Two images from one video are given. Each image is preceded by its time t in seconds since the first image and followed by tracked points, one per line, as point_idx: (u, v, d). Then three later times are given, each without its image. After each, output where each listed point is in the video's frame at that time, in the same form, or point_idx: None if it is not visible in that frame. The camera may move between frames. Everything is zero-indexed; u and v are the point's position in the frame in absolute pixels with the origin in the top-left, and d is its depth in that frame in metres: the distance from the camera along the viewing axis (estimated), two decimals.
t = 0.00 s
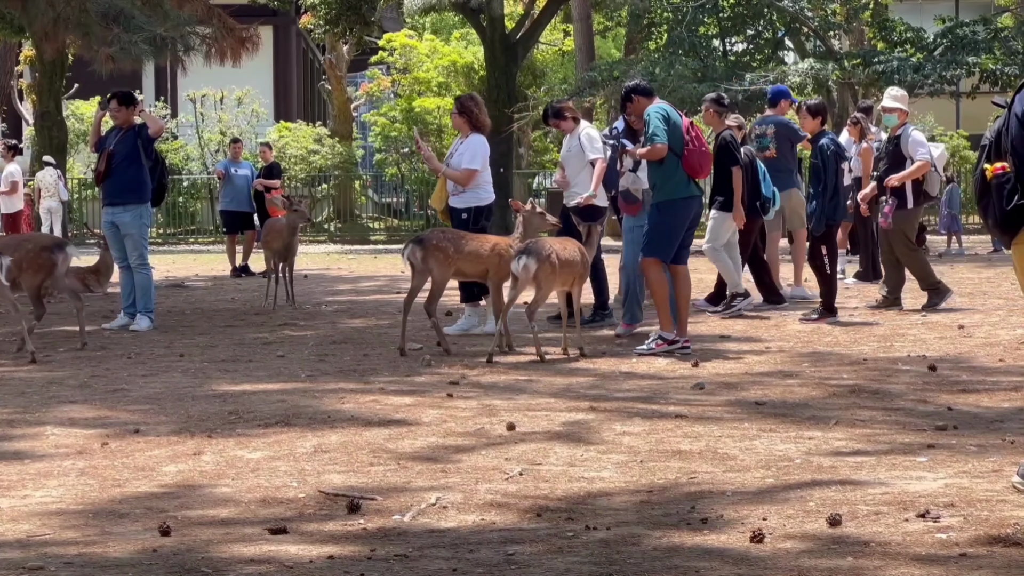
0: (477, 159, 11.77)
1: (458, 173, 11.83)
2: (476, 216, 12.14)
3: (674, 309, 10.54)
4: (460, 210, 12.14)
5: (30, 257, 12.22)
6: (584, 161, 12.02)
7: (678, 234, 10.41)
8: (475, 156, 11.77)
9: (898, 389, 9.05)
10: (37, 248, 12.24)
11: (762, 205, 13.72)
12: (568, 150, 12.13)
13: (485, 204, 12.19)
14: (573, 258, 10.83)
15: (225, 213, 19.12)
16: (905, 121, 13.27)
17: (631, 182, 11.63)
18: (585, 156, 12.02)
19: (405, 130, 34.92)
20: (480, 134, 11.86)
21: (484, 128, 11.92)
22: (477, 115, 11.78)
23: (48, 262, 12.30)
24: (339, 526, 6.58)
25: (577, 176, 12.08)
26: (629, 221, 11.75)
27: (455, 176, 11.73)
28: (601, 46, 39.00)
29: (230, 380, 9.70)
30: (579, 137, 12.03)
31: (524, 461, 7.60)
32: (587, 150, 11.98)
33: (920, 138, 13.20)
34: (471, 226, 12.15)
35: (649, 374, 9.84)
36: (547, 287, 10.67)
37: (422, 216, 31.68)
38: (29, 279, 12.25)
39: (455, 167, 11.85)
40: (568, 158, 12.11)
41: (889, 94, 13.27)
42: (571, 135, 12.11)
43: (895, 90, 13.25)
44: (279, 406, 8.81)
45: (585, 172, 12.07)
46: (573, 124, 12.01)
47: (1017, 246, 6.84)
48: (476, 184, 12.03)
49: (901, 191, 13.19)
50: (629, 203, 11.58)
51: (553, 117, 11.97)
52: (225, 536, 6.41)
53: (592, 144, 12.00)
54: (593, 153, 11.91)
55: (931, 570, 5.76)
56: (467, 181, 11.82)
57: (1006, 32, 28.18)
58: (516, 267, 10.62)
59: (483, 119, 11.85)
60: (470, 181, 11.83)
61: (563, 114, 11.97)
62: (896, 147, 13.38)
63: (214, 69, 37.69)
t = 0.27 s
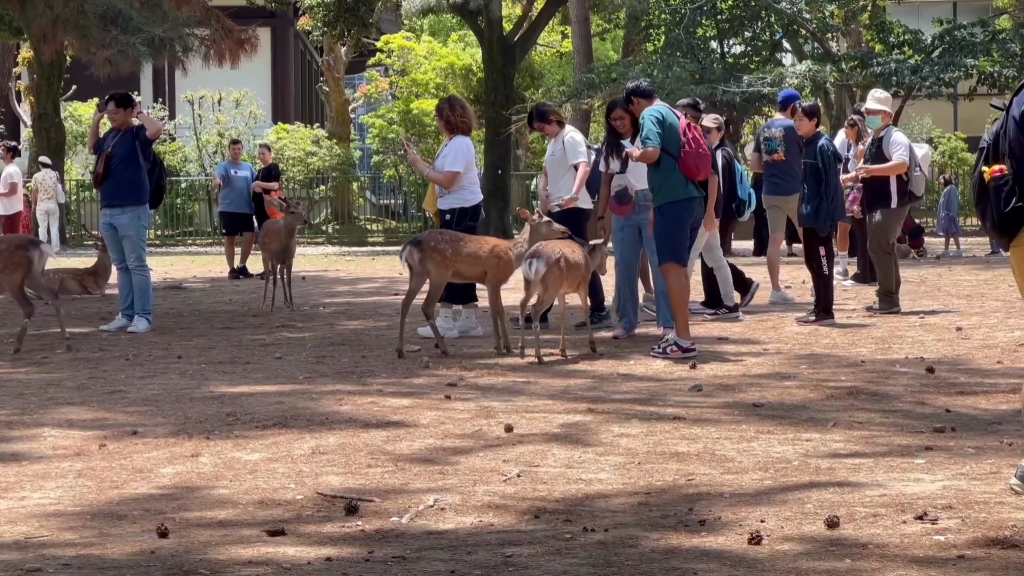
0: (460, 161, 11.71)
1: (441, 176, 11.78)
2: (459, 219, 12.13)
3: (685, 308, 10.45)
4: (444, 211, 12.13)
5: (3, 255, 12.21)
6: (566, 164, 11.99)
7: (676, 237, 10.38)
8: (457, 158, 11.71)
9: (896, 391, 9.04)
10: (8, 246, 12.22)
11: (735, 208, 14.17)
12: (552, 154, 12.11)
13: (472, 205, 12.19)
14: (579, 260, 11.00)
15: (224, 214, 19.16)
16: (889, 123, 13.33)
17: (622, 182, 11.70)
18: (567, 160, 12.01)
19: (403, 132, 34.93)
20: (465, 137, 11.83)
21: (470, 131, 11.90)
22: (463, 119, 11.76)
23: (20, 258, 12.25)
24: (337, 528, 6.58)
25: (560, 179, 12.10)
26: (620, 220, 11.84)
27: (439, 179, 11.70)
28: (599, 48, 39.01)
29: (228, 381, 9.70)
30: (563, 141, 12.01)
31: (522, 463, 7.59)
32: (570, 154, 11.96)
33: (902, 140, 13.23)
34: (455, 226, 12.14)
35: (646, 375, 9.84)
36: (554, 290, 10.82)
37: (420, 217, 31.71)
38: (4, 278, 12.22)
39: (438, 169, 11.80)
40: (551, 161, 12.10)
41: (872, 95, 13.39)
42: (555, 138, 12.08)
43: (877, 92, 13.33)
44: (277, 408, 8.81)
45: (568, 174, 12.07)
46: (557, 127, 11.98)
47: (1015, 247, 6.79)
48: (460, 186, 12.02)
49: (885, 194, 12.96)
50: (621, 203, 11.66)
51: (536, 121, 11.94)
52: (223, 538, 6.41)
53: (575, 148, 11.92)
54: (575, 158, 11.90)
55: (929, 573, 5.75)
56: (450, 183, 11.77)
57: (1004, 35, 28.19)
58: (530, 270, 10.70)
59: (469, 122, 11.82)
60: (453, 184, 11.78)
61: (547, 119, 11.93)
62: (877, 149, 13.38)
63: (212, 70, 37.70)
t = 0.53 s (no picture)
0: (439, 162, 11.74)
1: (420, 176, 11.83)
2: (440, 219, 12.15)
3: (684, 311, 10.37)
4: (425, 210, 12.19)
5: None
6: (541, 165, 12.00)
7: (670, 242, 10.36)
8: (437, 160, 11.75)
9: (891, 393, 9.05)
10: None
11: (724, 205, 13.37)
12: (527, 154, 12.12)
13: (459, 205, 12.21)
14: (585, 262, 11.09)
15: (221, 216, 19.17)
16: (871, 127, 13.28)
17: (618, 184, 11.76)
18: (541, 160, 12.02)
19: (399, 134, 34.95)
20: (447, 136, 11.86)
21: (452, 131, 11.93)
22: (446, 119, 11.80)
23: None
24: (332, 529, 6.58)
25: (535, 180, 12.13)
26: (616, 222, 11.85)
27: (420, 178, 11.71)
28: (594, 50, 39.03)
29: (223, 383, 9.70)
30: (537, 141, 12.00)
31: (517, 465, 7.60)
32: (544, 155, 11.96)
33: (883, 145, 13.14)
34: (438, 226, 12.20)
35: (641, 377, 9.84)
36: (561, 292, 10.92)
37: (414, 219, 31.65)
38: None
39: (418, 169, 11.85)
40: (526, 161, 12.12)
41: (856, 99, 13.35)
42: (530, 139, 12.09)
43: (862, 96, 13.36)
44: (272, 409, 8.80)
45: (541, 175, 12.09)
46: (531, 128, 11.98)
47: (1011, 250, 6.74)
48: (442, 186, 12.03)
49: (861, 199, 13.07)
50: (614, 207, 11.71)
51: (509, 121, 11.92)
52: (218, 539, 6.41)
53: (550, 150, 11.92)
54: (547, 158, 11.89)
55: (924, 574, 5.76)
56: (428, 184, 11.81)
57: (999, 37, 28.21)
58: (538, 273, 10.80)
59: (449, 123, 11.85)
60: (433, 185, 11.83)
61: (522, 118, 11.92)
62: (858, 151, 13.27)
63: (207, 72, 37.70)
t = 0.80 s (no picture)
0: (420, 161, 11.73)
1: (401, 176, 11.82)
2: (422, 220, 12.07)
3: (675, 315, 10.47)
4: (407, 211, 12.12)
5: None
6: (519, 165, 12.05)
7: (657, 245, 10.41)
8: (417, 160, 11.75)
9: (883, 394, 9.06)
10: None
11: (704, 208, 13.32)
12: (503, 156, 12.18)
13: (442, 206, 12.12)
14: (587, 262, 11.17)
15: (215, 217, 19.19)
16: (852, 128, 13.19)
17: (624, 186, 11.74)
18: (519, 161, 12.08)
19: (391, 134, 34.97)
20: (428, 138, 11.87)
21: (431, 131, 11.93)
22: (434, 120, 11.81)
23: None
24: (324, 531, 6.58)
25: (511, 181, 12.17)
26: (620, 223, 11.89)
27: (400, 179, 11.69)
28: (586, 50, 39.07)
29: (216, 384, 9.70)
30: (513, 143, 12.08)
31: (509, 466, 7.60)
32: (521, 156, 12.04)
33: (862, 148, 13.04)
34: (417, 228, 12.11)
35: (633, 378, 9.84)
36: (567, 289, 11.00)
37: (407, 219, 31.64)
38: None
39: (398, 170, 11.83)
40: (502, 163, 12.16)
41: (835, 102, 13.31)
42: (505, 141, 12.16)
43: (841, 99, 13.28)
44: (264, 410, 8.80)
45: (518, 176, 12.13)
46: (508, 129, 12.06)
47: (1002, 251, 6.57)
48: (422, 187, 11.96)
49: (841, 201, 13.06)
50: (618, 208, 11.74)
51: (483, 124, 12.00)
52: (210, 541, 6.41)
53: (526, 150, 12.02)
54: (526, 158, 11.97)
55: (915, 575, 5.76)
56: (408, 185, 11.80)
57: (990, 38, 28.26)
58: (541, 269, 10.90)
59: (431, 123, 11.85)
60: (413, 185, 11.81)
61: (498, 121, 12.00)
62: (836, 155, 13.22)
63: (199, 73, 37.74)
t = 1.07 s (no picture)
0: (397, 161, 11.70)
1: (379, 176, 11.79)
2: (401, 221, 12.05)
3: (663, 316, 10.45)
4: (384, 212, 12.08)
5: None
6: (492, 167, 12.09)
7: (645, 246, 10.46)
8: (395, 160, 11.71)
9: (869, 394, 9.07)
10: None
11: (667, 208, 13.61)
12: (474, 158, 12.21)
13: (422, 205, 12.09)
14: (585, 263, 11.10)
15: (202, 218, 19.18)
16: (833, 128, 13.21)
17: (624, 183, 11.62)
18: (491, 163, 12.12)
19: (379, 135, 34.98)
20: (406, 138, 11.85)
21: (408, 132, 11.92)
22: (409, 118, 11.85)
23: None
24: (310, 531, 6.57)
25: (483, 183, 12.20)
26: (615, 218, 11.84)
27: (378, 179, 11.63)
28: (573, 51, 39.11)
29: (202, 384, 9.69)
30: (485, 145, 12.11)
31: (496, 466, 7.60)
32: (494, 158, 12.08)
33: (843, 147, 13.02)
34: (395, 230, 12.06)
35: (620, 378, 9.85)
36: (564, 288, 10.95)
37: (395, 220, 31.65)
38: None
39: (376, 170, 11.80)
40: (473, 166, 12.19)
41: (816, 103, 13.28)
42: (475, 143, 12.19)
43: (822, 100, 13.29)
44: (251, 410, 8.80)
45: (491, 177, 12.16)
46: (478, 132, 12.08)
47: (988, 251, 6.53)
48: (400, 188, 11.93)
49: (826, 201, 13.09)
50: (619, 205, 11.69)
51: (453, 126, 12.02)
52: (196, 541, 6.40)
53: (500, 152, 12.07)
54: (499, 162, 12.01)
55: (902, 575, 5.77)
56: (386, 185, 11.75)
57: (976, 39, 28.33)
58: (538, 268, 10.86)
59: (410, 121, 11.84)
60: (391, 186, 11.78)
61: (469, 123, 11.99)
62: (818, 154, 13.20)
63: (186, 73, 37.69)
